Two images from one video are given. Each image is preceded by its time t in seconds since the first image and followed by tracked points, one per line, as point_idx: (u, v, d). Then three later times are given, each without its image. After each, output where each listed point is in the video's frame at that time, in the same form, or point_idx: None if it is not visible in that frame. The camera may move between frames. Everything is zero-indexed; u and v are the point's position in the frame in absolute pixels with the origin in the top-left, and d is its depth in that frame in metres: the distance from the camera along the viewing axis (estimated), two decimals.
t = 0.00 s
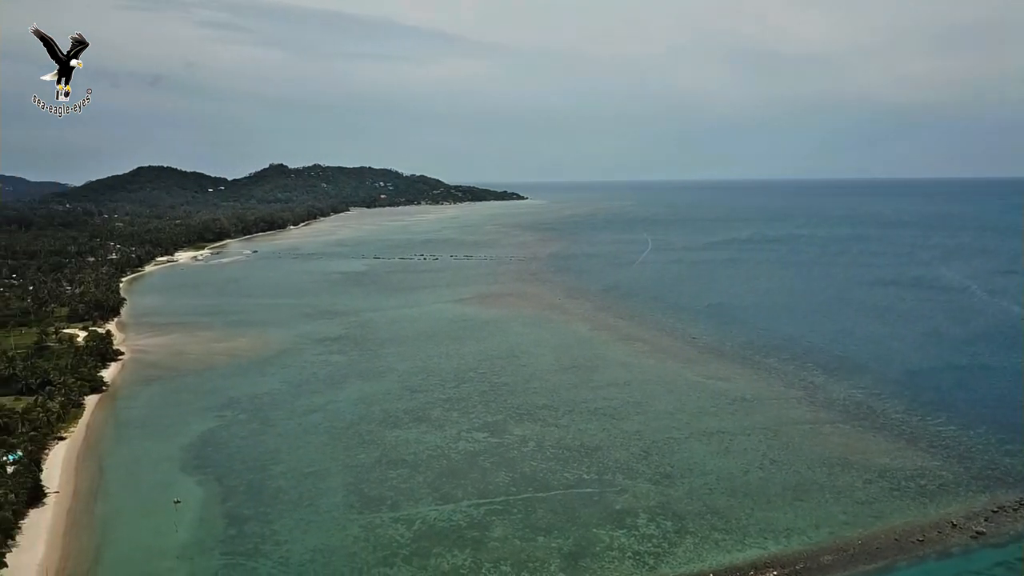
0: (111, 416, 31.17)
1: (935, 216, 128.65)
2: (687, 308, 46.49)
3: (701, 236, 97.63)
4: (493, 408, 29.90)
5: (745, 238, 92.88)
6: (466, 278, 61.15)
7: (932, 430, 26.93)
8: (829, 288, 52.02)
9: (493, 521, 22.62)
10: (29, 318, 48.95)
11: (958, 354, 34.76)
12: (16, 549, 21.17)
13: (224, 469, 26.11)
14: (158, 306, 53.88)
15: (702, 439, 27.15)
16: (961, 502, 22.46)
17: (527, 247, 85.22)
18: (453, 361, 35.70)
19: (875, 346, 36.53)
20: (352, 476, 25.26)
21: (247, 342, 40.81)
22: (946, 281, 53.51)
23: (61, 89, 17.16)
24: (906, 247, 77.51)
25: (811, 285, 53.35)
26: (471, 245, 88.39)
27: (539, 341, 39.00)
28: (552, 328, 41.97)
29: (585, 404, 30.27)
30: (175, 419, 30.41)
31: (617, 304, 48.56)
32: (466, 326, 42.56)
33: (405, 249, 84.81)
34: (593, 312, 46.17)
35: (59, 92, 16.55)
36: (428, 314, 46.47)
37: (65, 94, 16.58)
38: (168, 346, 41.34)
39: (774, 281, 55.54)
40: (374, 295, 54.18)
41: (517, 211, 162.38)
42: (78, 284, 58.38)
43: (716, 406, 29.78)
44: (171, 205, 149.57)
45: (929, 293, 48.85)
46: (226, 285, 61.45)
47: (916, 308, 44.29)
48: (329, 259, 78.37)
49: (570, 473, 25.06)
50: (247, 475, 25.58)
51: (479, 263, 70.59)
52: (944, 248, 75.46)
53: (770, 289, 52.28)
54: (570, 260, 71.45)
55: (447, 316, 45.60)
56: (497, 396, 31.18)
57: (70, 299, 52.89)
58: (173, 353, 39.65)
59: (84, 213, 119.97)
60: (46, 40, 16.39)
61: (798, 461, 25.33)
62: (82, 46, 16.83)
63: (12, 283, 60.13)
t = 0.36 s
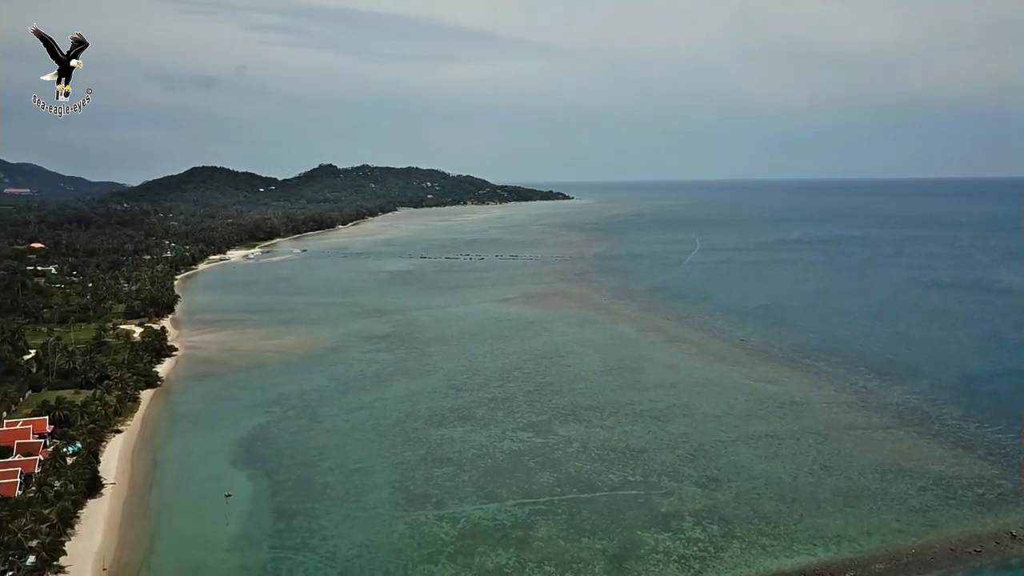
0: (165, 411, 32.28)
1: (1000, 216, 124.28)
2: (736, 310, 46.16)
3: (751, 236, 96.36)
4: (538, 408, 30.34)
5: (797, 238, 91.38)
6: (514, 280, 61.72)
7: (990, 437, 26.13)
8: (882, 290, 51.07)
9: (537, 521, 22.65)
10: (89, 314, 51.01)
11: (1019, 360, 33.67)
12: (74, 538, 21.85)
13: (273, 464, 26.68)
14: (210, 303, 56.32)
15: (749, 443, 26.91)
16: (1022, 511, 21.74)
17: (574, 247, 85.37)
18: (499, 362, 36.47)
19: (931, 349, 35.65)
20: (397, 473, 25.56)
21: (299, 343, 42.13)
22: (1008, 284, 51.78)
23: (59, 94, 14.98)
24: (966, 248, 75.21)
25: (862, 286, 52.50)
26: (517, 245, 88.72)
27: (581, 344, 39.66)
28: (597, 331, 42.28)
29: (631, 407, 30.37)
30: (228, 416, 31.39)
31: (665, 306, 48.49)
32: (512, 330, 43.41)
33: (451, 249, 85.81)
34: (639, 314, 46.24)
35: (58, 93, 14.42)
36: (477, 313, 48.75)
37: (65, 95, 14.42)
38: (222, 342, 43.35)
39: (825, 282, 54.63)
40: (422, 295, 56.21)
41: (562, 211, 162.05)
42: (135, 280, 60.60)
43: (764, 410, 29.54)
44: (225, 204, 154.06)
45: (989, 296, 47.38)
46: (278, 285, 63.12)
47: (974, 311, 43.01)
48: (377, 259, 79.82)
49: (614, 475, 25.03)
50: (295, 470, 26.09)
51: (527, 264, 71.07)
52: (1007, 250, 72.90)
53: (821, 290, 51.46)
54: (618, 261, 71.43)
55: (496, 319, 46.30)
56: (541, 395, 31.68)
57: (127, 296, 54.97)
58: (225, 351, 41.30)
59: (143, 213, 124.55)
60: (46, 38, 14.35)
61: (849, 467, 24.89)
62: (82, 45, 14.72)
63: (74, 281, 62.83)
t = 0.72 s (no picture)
0: (219, 406, 33.15)
1: None
2: (788, 312, 45.66)
3: (803, 236, 94.64)
4: (585, 408, 31.00)
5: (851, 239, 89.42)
6: (562, 280, 61.98)
7: None
8: (940, 292, 49.72)
9: (583, 522, 22.60)
10: (147, 310, 52.75)
11: None
12: (131, 528, 22.46)
13: (323, 460, 27.22)
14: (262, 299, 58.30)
15: (800, 447, 26.54)
16: None
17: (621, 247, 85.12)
18: (546, 364, 37.31)
19: (991, 354, 34.62)
20: (444, 472, 25.92)
21: (353, 340, 43.13)
22: None
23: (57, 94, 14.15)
24: None
25: (919, 288, 51.26)
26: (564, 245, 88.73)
27: (625, 344, 40.35)
28: (644, 333, 42.46)
29: (678, 410, 30.36)
30: (282, 411, 32.25)
31: (714, 307, 48.22)
32: (561, 331, 43.97)
33: (498, 249, 86.36)
34: (688, 315, 46.15)
35: (58, 93, 13.63)
36: (525, 313, 49.51)
37: (65, 95, 13.66)
38: (274, 339, 44.35)
39: (880, 284, 53.47)
40: (471, 294, 57.25)
41: (610, 211, 161.13)
42: (190, 277, 62.49)
43: (815, 414, 29.21)
44: (278, 204, 157.66)
45: None
46: (329, 283, 64.47)
47: None
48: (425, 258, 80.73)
49: (661, 477, 24.94)
50: (344, 467, 26.62)
51: (575, 264, 71.21)
52: None
53: (876, 292, 50.43)
54: (666, 262, 71.12)
55: (545, 320, 46.80)
56: (586, 396, 32.50)
57: (182, 293, 56.70)
58: (276, 348, 42.33)
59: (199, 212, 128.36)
60: (47, 38, 13.69)
61: (904, 474, 24.33)
62: (81, 45, 13.89)
63: (133, 277, 65.12)
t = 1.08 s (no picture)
0: (270, 402, 33.92)
1: None
2: (841, 314, 44.73)
3: (857, 237, 92.45)
4: (631, 410, 31.01)
5: (908, 240, 86.92)
6: (609, 280, 61.76)
7: None
8: (1002, 295, 48.07)
9: (628, 524, 22.48)
10: (201, 307, 54.26)
11: None
12: (184, 520, 23.12)
13: (371, 457, 27.66)
14: (311, 298, 59.32)
15: (852, 452, 25.99)
16: None
17: (668, 248, 84.31)
18: (593, 365, 37.33)
19: None
20: (490, 471, 26.15)
21: (401, 339, 43.70)
22: None
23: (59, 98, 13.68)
24: None
25: (980, 291, 49.62)
26: (610, 245, 88.24)
27: (676, 346, 39.77)
28: (692, 334, 42.12)
29: (725, 412, 30.04)
30: (331, 407, 32.90)
31: (765, 309, 47.52)
32: (608, 332, 43.84)
33: (545, 249, 86.40)
34: (736, 317, 45.63)
35: (58, 95, 13.07)
36: (571, 313, 49.54)
37: (65, 96, 13.07)
38: (323, 336, 45.24)
39: (939, 287, 51.91)
40: (518, 294, 57.46)
41: (657, 211, 159.77)
42: (242, 275, 64.06)
43: (868, 418, 28.59)
44: (327, 204, 160.49)
45: None
46: (376, 282, 65.37)
47: None
48: (471, 258, 81.18)
49: (708, 481, 24.70)
50: (392, 464, 27.03)
51: (621, 265, 70.85)
52: None
53: (934, 295, 49.05)
54: (715, 262, 70.24)
55: (592, 321, 46.72)
56: (633, 397, 32.49)
57: (234, 291, 58.13)
58: (325, 346, 43.13)
59: (252, 212, 131.55)
60: (47, 38, 13.08)
61: (961, 482, 23.61)
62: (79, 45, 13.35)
63: (187, 275, 67.06)
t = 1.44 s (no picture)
0: (316, 398, 34.57)
1: None
2: (894, 316, 43.50)
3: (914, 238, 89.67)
4: (675, 412, 30.68)
5: (967, 241, 83.95)
6: (654, 281, 61.19)
7: None
8: None
9: (672, 527, 22.26)
10: (250, 305, 55.63)
11: None
12: (233, 513, 23.76)
13: (415, 455, 27.99)
14: (357, 296, 60.28)
15: (904, 458, 25.25)
16: None
17: (715, 248, 83.08)
18: (637, 367, 37.07)
19: None
20: (533, 471, 26.21)
21: (445, 338, 44.07)
22: None
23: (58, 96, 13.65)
24: None
25: None
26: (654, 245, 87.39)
27: (722, 348, 39.18)
28: (739, 336, 41.45)
29: (773, 415, 29.49)
30: (377, 405, 33.38)
31: (814, 310, 46.48)
32: (652, 332, 43.45)
33: (589, 249, 86.05)
34: (785, 319, 44.73)
35: (57, 92, 13.06)
36: (615, 313, 49.22)
37: (64, 95, 13.05)
38: (368, 334, 45.92)
39: (999, 289, 50.02)
40: (562, 294, 57.34)
41: (703, 211, 157.63)
42: (290, 274, 65.41)
43: (922, 424, 27.74)
44: (374, 204, 162.66)
45: None
46: (421, 281, 66.04)
47: None
48: (515, 258, 81.32)
49: (754, 485, 24.29)
50: (435, 462, 27.29)
51: (666, 265, 70.11)
52: None
53: (994, 297, 47.30)
54: (763, 263, 68.95)
55: (636, 322, 46.35)
56: (678, 399, 32.13)
57: (282, 289, 59.42)
58: (371, 344, 43.76)
59: (301, 212, 134.24)
60: (47, 38, 13.70)
61: (1020, 492, 22.74)
62: (80, 45, 13.39)
63: (238, 273, 68.79)
